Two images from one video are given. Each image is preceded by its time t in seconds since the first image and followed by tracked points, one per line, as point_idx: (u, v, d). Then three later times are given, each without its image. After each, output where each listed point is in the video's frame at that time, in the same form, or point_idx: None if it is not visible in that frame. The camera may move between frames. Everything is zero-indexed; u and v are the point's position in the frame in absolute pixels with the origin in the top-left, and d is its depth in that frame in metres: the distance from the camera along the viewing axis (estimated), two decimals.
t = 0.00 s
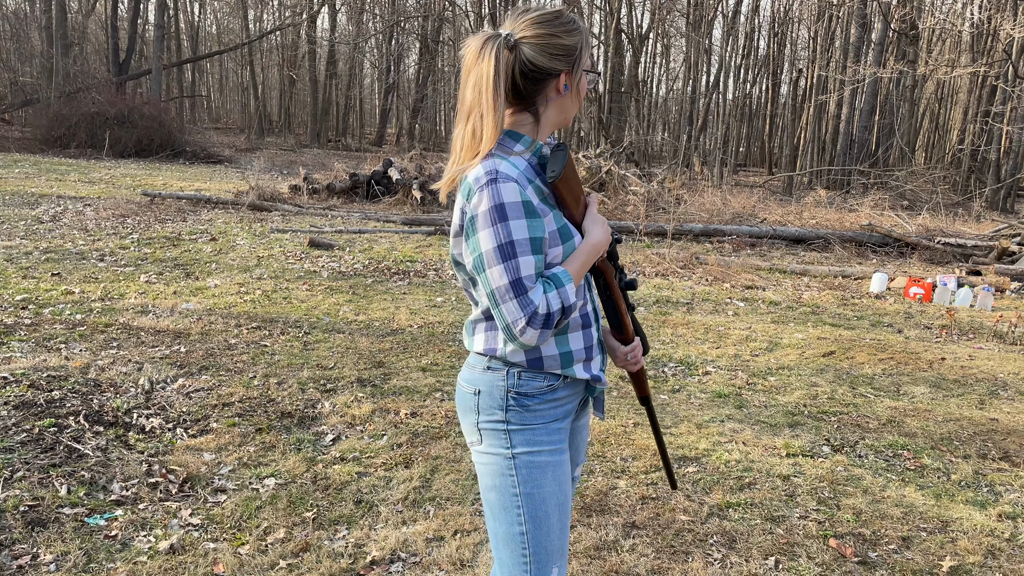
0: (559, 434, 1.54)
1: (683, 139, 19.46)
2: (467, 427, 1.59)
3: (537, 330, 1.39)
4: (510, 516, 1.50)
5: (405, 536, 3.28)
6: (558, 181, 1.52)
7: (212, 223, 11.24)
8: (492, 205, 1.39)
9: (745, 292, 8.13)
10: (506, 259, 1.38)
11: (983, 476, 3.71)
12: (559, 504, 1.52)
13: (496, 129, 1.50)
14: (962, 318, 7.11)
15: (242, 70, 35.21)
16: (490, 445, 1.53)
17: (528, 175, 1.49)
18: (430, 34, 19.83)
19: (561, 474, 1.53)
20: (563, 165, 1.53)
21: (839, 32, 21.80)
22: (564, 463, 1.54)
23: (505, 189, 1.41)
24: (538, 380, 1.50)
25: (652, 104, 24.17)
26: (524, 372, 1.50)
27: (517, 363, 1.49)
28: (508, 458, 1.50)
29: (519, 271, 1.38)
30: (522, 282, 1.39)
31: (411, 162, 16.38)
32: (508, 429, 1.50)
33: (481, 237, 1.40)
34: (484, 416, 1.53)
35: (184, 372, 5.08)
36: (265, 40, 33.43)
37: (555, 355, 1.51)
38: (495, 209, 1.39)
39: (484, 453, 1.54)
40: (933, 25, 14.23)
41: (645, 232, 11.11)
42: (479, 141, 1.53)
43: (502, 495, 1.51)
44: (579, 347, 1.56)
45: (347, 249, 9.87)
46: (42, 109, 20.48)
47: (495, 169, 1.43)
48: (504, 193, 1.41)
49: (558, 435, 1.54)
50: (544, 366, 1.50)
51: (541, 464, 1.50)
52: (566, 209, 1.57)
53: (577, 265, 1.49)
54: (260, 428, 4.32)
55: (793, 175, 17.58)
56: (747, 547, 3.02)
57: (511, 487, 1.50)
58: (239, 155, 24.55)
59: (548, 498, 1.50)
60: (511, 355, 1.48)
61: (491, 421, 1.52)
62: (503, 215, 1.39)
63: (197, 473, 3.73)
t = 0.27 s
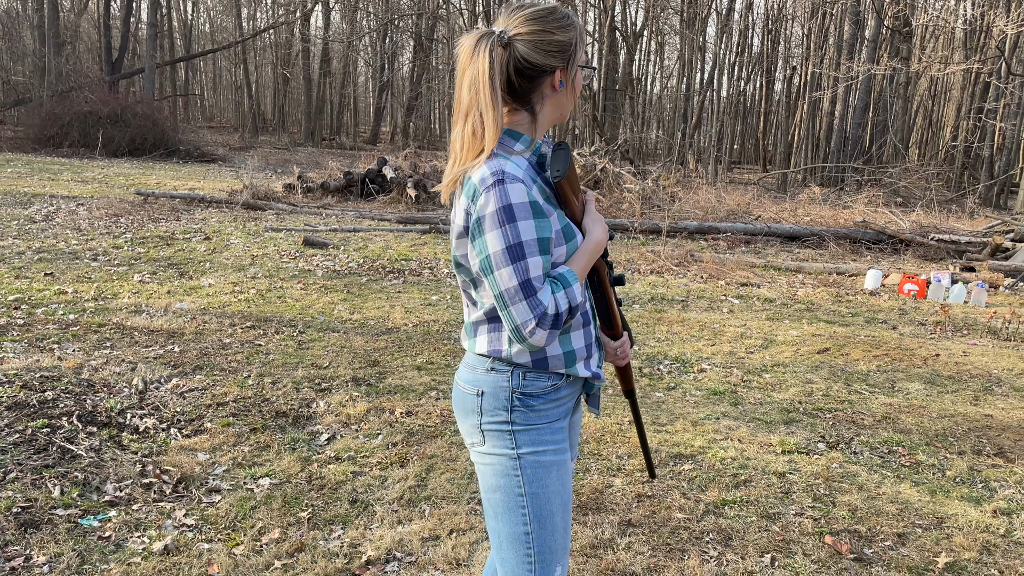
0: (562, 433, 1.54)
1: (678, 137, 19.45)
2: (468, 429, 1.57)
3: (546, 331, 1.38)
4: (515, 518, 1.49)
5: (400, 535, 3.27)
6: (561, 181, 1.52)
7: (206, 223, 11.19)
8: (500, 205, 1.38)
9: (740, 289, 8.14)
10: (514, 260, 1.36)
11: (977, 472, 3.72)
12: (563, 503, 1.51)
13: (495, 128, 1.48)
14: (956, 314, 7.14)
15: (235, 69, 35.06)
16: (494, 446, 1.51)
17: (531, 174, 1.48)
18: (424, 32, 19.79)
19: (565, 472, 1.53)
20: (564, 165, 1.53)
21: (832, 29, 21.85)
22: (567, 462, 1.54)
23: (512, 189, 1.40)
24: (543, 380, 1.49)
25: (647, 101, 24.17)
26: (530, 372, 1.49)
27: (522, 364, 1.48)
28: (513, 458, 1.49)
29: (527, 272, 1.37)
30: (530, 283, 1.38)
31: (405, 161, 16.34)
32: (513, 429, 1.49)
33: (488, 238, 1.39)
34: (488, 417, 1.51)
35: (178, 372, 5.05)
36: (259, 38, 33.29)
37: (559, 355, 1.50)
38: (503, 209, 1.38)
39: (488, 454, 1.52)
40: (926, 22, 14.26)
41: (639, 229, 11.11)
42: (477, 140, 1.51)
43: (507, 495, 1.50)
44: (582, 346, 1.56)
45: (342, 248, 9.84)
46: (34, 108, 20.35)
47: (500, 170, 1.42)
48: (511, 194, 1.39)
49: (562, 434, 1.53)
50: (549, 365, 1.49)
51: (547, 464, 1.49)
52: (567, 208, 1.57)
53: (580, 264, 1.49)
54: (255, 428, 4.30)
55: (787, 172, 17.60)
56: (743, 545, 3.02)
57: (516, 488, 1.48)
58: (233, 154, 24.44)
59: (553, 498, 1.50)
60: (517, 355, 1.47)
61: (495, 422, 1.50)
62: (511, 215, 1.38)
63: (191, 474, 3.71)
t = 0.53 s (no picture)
0: (558, 429, 1.52)
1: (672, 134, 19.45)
2: (462, 425, 1.56)
3: (536, 327, 1.38)
4: (509, 514, 1.48)
5: (395, 532, 3.26)
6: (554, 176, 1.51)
7: (200, 220, 11.12)
8: (489, 201, 1.37)
9: (735, 285, 8.15)
10: (504, 256, 1.35)
11: (972, 467, 3.73)
12: (558, 501, 1.50)
13: (487, 123, 1.47)
14: (950, 310, 7.16)
15: (229, 66, 34.89)
16: (488, 442, 1.50)
17: (523, 169, 1.47)
18: (418, 29, 19.72)
19: (560, 469, 1.51)
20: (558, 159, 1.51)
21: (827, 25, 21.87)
22: (563, 458, 1.53)
23: (503, 184, 1.38)
24: (537, 375, 1.49)
25: (641, 98, 24.15)
26: (523, 368, 1.48)
27: (515, 360, 1.47)
28: (506, 454, 1.48)
29: (518, 267, 1.36)
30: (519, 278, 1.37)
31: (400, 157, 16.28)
32: (507, 425, 1.48)
33: (479, 232, 1.38)
34: (483, 414, 1.50)
35: (171, 371, 5.02)
36: (252, 35, 33.11)
37: (553, 351, 1.49)
38: (493, 204, 1.36)
39: (483, 451, 1.51)
40: (920, 18, 14.28)
41: (634, 226, 11.11)
42: (469, 137, 1.50)
43: (500, 492, 1.49)
44: (577, 342, 1.55)
45: (337, 245, 9.81)
46: (26, 107, 20.20)
47: (492, 165, 1.41)
48: (502, 189, 1.38)
49: (556, 430, 1.52)
50: (542, 361, 1.49)
51: (542, 461, 1.48)
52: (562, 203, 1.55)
53: (574, 261, 1.48)
54: (249, 426, 4.28)
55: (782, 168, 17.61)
56: (738, 540, 3.02)
57: (511, 484, 1.48)
58: (227, 152, 24.31)
59: (549, 495, 1.48)
60: (510, 352, 1.46)
61: (490, 419, 1.49)
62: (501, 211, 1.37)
63: (185, 472, 3.69)
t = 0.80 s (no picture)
0: (547, 426, 1.51)
1: (668, 130, 19.44)
2: (453, 422, 1.56)
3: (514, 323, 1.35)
4: (498, 510, 1.48)
5: (391, 529, 3.25)
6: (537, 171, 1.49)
7: (195, 218, 11.08)
8: (465, 195, 1.36)
9: (730, 282, 8.16)
10: (479, 251, 1.34)
11: (967, 463, 3.74)
12: (547, 499, 1.48)
13: (468, 123, 1.49)
14: (945, 306, 7.19)
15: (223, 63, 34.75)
16: (477, 440, 1.50)
17: (504, 164, 1.45)
18: (414, 25, 19.67)
19: (550, 467, 1.49)
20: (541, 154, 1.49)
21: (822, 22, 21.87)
22: (553, 454, 1.51)
23: (478, 178, 1.37)
24: (523, 372, 1.47)
25: (638, 95, 24.13)
26: (509, 364, 1.47)
27: (499, 356, 1.46)
28: (495, 451, 1.47)
29: (493, 262, 1.34)
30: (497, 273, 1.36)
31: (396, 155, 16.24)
32: (495, 421, 1.47)
33: (455, 226, 1.37)
34: (471, 410, 1.49)
35: (167, 368, 5.00)
36: (247, 31, 32.96)
37: (539, 348, 1.48)
38: (468, 198, 1.36)
39: (471, 447, 1.51)
40: (915, 15, 14.29)
41: (631, 223, 11.11)
42: (451, 135, 1.52)
43: (490, 488, 1.48)
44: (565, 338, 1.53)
45: (332, 242, 9.78)
46: (20, 104, 20.08)
47: (469, 160, 1.40)
48: (477, 182, 1.37)
49: (546, 427, 1.50)
50: (528, 358, 1.47)
51: (529, 458, 1.46)
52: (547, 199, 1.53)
53: (557, 256, 1.45)
54: (245, 423, 4.26)
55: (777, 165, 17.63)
56: (733, 536, 3.02)
57: (499, 481, 1.47)
58: (222, 149, 24.20)
59: (537, 492, 1.47)
60: (496, 347, 1.45)
61: (478, 415, 1.49)
62: (477, 206, 1.36)
63: (180, 469, 3.67)
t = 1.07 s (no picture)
0: (526, 421, 1.49)
1: (666, 127, 19.42)
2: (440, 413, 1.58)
3: (476, 314, 1.35)
4: (477, 502, 1.49)
5: (390, 526, 3.25)
6: (514, 164, 1.46)
7: (194, 215, 11.06)
8: (431, 186, 1.38)
9: (729, 279, 8.16)
10: (441, 240, 1.36)
11: (964, 459, 3.75)
12: (524, 494, 1.47)
13: (438, 118, 1.60)
14: (943, 303, 7.20)
15: (221, 60, 34.67)
16: (458, 432, 1.51)
17: (480, 157, 1.45)
18: (412, 22, 19.62)
19: (529, 462, 1.47)
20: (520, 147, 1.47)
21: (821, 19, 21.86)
22: (534, 450, 1.49)
23: (446, 170, 1.38)
24: (499, 366, 1.46)
25: (636, 92, 24.10)
26: (485, 356, 1.47)
27: (475, 349, 1.47)
28: (473, 443, 1.48)
29: (454, 252, 1.36)
30: (458, 265, 1.36)
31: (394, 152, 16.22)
32: (472, 414, 1.48)
33: (422, 217, 1.40)
34: (451, 401, 1.51)
35: (165, 365, 4.99)
36: (245, 28, 32.89)
37: (513, 342, 1.46)
38: (434, 190, 1.37)
39: (453, 438, 1.53)
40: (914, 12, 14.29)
41: (629, 220, 11.11)
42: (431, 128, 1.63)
43: (469, 480, 1.50)
44: (545, 335, 1.50)
45: (330, 240, 9.77)
46: (17, 101, 20.04)
47: (443, 152, 1.42)
48: (445, 175, 1.38)
49: (525, 423, 1.48)
50: (503, 351, 1.46)
51: (503, 452, 1.46)
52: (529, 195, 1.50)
53: (530, 250, 1.40)
54: (243, 420, 4.26)
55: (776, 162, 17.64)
56: (731, 533, 3.03)
57: (477, 473, 1.48)
58: (221, 146, 24.14)
59: (513, 486, 1.46)
60: (472, 339, 1.46)
61: (457, 407, 1.50)
62: (441, 196, 1.37)
63: (179, 466, 3.67)
